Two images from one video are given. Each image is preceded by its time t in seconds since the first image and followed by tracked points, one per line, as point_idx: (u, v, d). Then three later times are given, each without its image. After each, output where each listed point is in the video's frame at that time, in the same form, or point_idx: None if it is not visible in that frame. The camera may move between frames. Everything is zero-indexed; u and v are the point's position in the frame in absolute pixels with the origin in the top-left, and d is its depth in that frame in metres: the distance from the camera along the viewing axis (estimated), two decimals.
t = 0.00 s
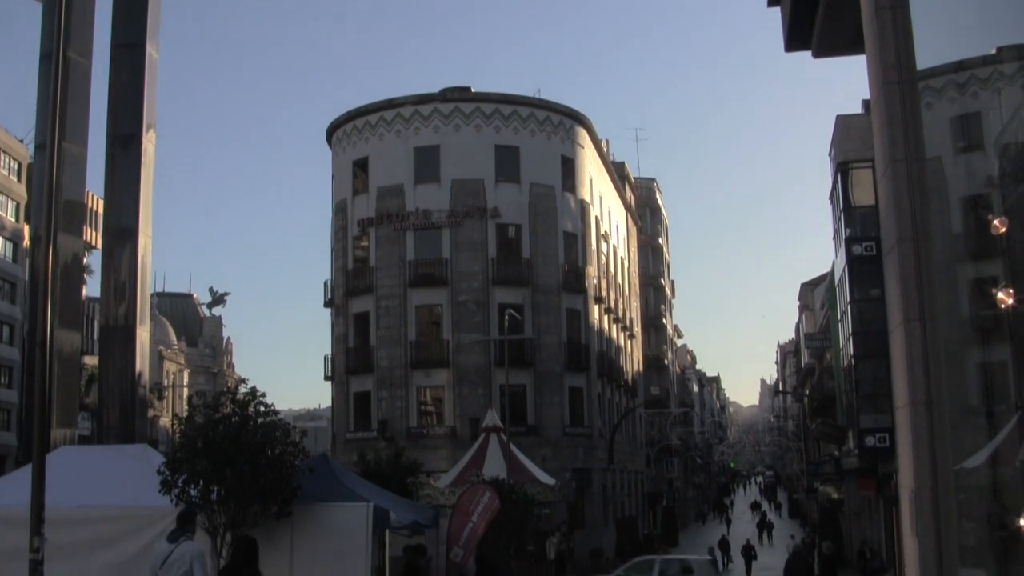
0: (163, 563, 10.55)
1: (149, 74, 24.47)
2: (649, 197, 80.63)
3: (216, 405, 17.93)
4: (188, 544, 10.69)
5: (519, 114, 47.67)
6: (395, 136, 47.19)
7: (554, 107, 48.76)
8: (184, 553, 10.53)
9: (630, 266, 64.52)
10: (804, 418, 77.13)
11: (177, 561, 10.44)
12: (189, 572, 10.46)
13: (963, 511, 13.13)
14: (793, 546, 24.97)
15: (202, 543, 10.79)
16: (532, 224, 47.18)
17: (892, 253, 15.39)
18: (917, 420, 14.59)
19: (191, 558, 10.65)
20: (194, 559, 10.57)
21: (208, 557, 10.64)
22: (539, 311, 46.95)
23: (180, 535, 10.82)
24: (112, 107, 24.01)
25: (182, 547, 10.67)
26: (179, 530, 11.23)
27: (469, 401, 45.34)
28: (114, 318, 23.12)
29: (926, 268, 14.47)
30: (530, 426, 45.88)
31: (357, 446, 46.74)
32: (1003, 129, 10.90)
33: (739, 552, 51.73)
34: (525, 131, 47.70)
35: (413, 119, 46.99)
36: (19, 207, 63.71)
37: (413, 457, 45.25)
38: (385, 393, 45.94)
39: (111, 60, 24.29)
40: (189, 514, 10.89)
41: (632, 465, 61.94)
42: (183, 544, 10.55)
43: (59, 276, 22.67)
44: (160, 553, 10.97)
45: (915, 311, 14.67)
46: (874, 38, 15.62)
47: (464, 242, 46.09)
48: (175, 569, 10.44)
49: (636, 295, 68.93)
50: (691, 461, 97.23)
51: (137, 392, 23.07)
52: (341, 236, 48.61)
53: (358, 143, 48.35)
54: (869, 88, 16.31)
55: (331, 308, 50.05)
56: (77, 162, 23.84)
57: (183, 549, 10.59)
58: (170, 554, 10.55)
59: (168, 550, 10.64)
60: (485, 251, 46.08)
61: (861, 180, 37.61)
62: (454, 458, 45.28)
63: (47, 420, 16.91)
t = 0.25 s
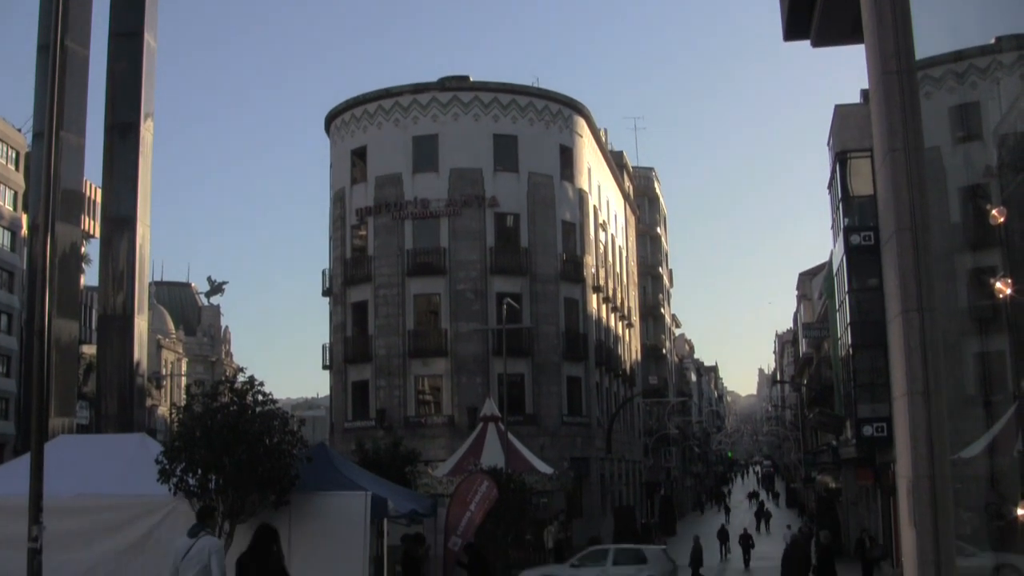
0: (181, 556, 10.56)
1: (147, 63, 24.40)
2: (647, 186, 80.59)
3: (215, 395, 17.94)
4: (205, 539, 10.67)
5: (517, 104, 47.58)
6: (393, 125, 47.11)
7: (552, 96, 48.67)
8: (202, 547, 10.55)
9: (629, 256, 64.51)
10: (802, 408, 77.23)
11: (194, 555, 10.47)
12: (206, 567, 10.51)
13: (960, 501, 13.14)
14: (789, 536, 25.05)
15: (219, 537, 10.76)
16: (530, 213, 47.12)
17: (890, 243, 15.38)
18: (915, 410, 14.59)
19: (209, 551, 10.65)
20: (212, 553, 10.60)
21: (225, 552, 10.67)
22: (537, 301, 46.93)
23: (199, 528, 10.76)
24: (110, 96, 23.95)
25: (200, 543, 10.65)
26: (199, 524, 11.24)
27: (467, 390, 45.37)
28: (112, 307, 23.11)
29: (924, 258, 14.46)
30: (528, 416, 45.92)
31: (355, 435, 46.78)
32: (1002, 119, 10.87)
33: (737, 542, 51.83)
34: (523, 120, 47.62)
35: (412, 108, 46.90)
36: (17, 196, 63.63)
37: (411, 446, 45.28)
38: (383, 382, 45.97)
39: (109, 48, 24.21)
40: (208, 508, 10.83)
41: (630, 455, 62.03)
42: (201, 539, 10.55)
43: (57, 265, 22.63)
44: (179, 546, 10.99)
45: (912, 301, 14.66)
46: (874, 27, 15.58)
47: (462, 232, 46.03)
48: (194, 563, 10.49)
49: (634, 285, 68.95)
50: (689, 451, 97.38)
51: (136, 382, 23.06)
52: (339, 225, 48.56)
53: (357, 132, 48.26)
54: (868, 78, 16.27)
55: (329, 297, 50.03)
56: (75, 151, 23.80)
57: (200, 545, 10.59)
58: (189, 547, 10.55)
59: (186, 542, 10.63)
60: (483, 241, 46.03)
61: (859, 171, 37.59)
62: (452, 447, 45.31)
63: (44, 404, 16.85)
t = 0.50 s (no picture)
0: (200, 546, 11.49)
1: (144, 53, 24.33)
2: (645, 177, 80.56)
3: (213, 384, 17.89)
4: (219, 528, 11.59)
5: (515, 94, 47.51)
6: (391, 116, 47.04)
7: (550, 87, 48.60)
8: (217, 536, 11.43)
9: (626, 246, 64.52)
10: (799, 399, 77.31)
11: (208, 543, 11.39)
12: (220, 553, 11.42)
13: (958, 492, 13.17)
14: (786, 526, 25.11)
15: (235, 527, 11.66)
16: (528, 204, 47.08)
17: (888, 234, 15.38)
18: (912, 400, 14.63)
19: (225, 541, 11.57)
20: (225, 540, 11.50)
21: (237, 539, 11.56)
22: (534, 291, 46.93)
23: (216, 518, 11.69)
24: (108, 86, 23.88)
25: (213, 531, 11.55)
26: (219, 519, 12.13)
27: (464, 380, 45.39)
28: (110, 297, 23.09)
29: (922, 248, 14.46)
30: (525, 406, 45.97)
31: (353, 426, 46.83)
32: (1000, 110, 10.86)
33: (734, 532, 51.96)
34: (521, 111, 47.56)
35: (409, 98, 46.82)
36: (14, 186, 63.52)
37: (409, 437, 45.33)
38: (381, 372, 46.01)
39: (107, 38, 24.13)
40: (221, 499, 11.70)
41: (627, 446, 62.12)
42: (213, 529, 11.44)
43: (54, 256, 22.60)
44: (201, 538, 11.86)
45: (910, 293, 14.68)
46: (872, 18, 15.56)
47: (460, 222, 45.99)
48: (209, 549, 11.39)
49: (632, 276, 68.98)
50: (686, 442, 97.55)
51: (133, 372, 23.06)
52: (337, 215, 48.52)
53: (354, 122, 48.18)
54: (866, 69, 16.24)
55: (327, 287, 50.02)
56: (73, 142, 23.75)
57: (213, 534, 11.49)
58: (204, 536, 11.47)
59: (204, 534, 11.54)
60: (480, 231, 46.00)
61: (856, 162, 37.59)
62: (450, 438, 45.35)
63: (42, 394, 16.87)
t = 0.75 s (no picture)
0: (228, 536, 12.49)
1: (142, 41, 24.25)
2: (642, 166, 80.52)
3: (210, 373, 17.62)
4: (248, 520, 12.54)
5: (513, 83, 47.41)
6: (388, 104, 46.95)
7: (548, 75, 48.51)
8: (246, 529, 12.42)
9: (624, 235, 64.49)
10: (796, 387, 77.40)
11: (238, 535, 12.35)
12: (247, 545, 12.32)
13: (954, 481, 13.22)
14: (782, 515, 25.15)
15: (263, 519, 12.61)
16: (525, 192, 47.04)
17: (885, 223, 15.38)
18: (909, 390, 14.65)
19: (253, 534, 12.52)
20: (254, 535, 12.37)
21: (264, 531, 12.44)
22: (531, 280, 46.93)
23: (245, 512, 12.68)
24: (105, 74, 23.80)
25: (242, 524, 12.52)
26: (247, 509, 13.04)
27: (461, 369, 45.40)
28: (107, 285, 23.04)
29: (920, 238, 14.46)
30: (523, 394, 46.02)
31: (350, 414, 46.88)
32: (998, 100, 10.85)
33: (731, 521, 52.09)
34: (519, 99, 47.47)
35: (407, 87, 46.72)
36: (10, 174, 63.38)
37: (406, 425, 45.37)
38: (378, 360, 46.05)
39: (104, 26, 24.04)
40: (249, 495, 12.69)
41: (624, 434, 62.22)
42: (242, 520, 12.44)
43: (51, 244, 22.57)
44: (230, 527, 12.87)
45: (907, 282, 14.71)
46: (870, 7, 15.55)
47: (457, 210, 45.94)
48: (238, 540, 12.34)
49: (629, 265, 68.97)
50: (683, 430, 97.72)
51: (130, 360, 23.05)
52: (334, 203, 48.47)
53: (351, 110, 48.09)
54: (865, 58, 16.21)
55: (324, 275, 50.01)
56: (70, 130, 23.68)
57: (244, 525, 12.48)
58: (234, 528, 12.45)
59: (233, 523, 12.59)
60: (478, 220, 45.96)
61: (854, 151, 37.70)
62: (447, 426, 45.41)
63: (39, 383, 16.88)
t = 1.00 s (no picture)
0: (247, 518, 12.22)
1: (139, 31, 24.19)
2: (640, 156, 80.48)
3: (207, 363, 17.33)
4: (269, 504, 12.28)
5: (511, 72, 47.31)
6: (386, 94, 46.88)
7: (546, 65, 48.40)
8: (267, 513, 12.18)
9: (621, 225, 64.49)
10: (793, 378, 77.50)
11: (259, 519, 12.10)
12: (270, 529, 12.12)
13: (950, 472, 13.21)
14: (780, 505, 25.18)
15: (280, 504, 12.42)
16: (522, 182, 46.99)
17: (883, 214, 15.36)
18: (906, 380, 14.62)
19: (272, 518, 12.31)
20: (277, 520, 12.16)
21: (286, 516, 12.27)
22: (529, 270, 46.93)
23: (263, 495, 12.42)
24: (102, 63, 23.73)
25: (262, 508, 12.26)
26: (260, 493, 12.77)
27: (459, 359, 45.43)
28: (104, 276, 23.00)
29: (917, 229, 14.45)
30: (520, 384, 46.07)
31: (347, 403, 46.96)
32: (996, 91, 10.83)
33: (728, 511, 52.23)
34: (517, 89, 47.38)
35: (404, 76, 46.64)
36: (7, 164, 63.33)
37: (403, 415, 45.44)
38: (376, 350, 46.11)
39: (101, 16, 23.97)
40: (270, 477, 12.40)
41: (622, 424, 62.34)
42: (265, 504, 12.18)
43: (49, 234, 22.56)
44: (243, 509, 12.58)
45: (905, 273, 14.69)
46: None
47: (455, 200, 45.90)
48: (261, 526, 12.13)
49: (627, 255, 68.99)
50: (680, 420, 97.90)
51: (128, 350, 23.06)
52: (332, 193, 48.46)
53: (349, 100, 48.02)
54: (864, 49, 16.18)
55: (322, 265, 50.02)
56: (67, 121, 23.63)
57: (265, 509, 12.21)
58: (254, 512, 12.18)
59: (251, 506, 12.30)
60: (475, 210, 45.94)
61: (851, 141, 37.81)
62: (445, 416, 45.47)
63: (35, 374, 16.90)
